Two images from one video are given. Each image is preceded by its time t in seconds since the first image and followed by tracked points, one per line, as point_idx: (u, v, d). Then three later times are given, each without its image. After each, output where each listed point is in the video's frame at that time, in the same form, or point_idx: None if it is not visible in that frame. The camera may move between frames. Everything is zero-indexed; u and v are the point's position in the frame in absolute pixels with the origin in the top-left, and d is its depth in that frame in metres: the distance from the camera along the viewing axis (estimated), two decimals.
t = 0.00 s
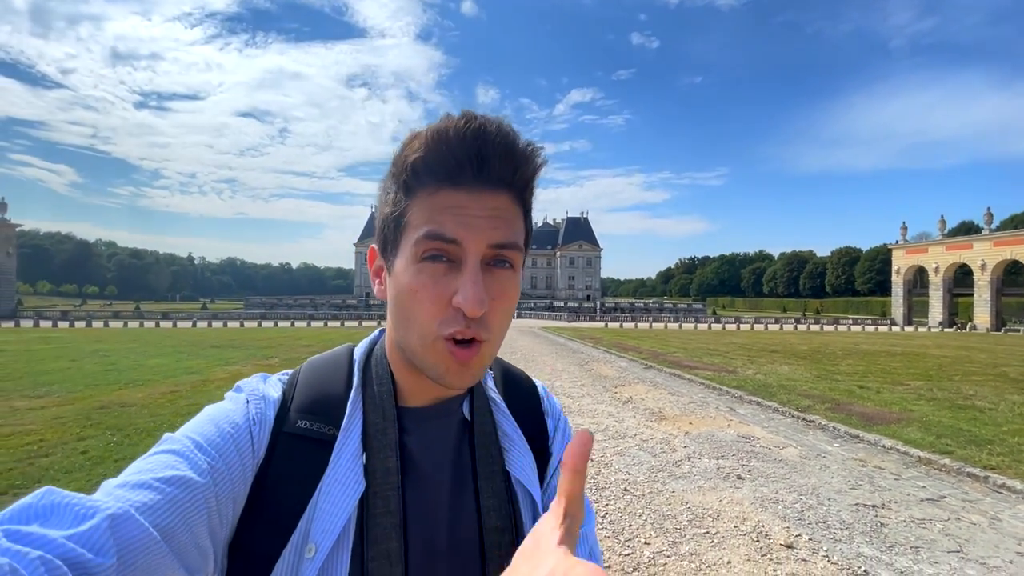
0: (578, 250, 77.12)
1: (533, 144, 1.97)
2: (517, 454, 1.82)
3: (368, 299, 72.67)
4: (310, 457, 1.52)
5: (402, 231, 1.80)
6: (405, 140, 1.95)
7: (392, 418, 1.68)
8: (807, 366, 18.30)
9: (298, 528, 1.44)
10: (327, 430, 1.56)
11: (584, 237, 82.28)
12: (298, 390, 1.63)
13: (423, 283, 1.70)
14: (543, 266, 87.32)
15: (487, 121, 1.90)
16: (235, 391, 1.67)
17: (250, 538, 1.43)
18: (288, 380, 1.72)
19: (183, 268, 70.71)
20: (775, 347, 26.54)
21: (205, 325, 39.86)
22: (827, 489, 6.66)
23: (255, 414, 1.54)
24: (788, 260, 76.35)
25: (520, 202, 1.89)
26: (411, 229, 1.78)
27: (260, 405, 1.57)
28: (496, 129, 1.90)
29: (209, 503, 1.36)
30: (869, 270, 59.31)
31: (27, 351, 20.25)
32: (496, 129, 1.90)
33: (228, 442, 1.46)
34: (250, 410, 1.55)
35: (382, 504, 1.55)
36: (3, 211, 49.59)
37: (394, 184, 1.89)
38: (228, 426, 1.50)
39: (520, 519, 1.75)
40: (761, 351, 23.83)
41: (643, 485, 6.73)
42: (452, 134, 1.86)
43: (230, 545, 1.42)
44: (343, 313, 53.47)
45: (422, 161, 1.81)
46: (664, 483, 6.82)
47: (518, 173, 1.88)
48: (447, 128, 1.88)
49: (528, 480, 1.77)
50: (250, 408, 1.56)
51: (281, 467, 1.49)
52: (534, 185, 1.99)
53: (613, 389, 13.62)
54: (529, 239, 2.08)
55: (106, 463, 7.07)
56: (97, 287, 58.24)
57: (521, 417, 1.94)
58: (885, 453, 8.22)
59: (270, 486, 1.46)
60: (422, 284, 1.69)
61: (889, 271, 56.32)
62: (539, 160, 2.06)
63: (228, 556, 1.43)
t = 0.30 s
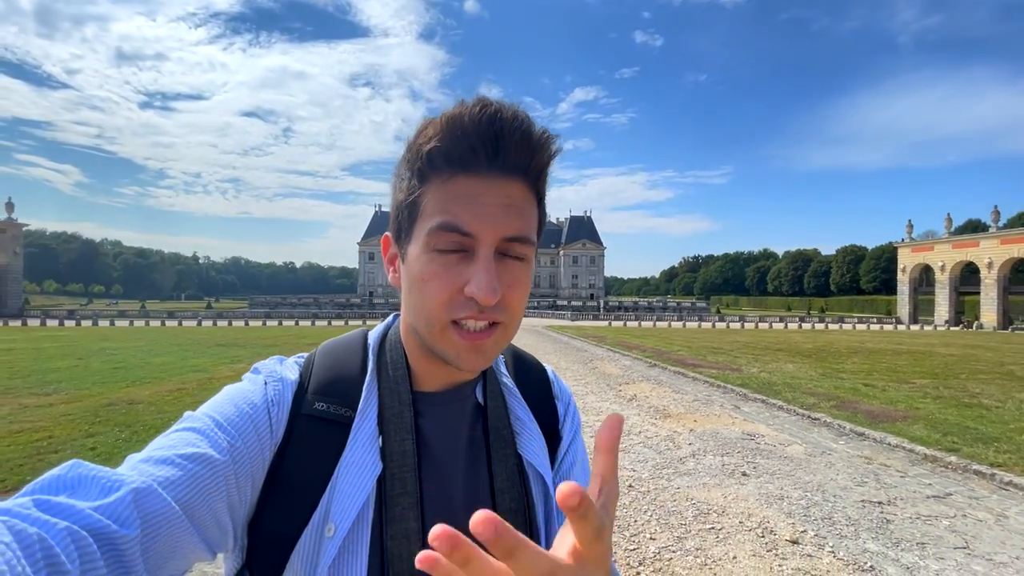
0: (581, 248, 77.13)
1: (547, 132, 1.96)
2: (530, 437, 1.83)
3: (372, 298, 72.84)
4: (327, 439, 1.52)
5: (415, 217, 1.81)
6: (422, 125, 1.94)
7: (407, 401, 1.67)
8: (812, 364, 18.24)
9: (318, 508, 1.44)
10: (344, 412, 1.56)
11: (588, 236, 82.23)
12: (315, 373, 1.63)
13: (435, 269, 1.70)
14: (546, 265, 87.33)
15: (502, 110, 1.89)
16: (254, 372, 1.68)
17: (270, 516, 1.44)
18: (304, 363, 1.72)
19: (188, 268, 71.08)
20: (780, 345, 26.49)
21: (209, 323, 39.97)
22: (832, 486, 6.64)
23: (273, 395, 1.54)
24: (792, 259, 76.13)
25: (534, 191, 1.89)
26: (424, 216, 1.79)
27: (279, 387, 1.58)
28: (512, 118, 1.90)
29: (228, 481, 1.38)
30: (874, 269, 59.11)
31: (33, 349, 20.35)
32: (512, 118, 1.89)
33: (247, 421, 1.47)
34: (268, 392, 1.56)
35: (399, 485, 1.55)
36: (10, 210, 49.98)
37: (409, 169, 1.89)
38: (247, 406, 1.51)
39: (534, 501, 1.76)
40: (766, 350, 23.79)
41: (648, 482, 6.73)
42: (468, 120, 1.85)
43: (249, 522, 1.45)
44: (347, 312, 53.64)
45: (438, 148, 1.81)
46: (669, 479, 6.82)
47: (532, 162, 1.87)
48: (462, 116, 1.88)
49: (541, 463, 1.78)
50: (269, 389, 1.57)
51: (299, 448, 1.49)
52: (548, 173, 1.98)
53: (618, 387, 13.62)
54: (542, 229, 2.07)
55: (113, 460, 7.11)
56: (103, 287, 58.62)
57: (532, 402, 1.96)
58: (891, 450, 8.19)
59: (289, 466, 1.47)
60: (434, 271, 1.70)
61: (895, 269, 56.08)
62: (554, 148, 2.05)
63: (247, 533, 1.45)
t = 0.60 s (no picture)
0: (585, 249, 77.05)
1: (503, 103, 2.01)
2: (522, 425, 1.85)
3: (376, 299, 73.00)
4: (322, 432, 1.53)
5: (389, 200, 1.84)
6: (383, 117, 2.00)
7: (401, 392, 1.68)
8: (817, 365, 18.17)
9: (316, 499, 1.45)
10: (338, 404, 1.57)
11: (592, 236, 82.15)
12: (307, 368, 1.64)
13: (412, 243, 1.73)
14: (550, 266, 87.25)
15: (455, 87, 1.96)
16: (247, 369, 1.69)
17: (264, 510, 1.44)
18: (297, 359, 1.72)
19: (193, 269, 71.38)
20: (785, 345, 26.38)
21: (215, 324, 40.18)
22: (837, 486, 6.61)
23: (267, 390, 1.55)
24: (798, 259, 75.85)
25: (498, 158, 1.92)
26: (397, 197, 1.82)
27: (272, 382, 1.58)
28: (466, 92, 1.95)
29: (223, 477, 1.39)
30: (880, 269, 58.83)
31: (42, 350, 20.51)
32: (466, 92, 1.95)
33: (241, 417, 1.48)
34: (263, 388, 1.57)
35: (395, 474, 1.56)
36: (18, 212, 50.34)
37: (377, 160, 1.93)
38: (241, 402, 1.52)
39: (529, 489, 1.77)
40: (771, 350, 23.69)
41: (651, 482, 6.72)
42: (423, 102, 1.91)
43: (245, 519, 1.44)
44: (351, 313, 53.74)
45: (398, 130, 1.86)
46: (673, 479, 6.80)
47: (492, 129, 1.91)
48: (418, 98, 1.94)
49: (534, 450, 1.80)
50: (262, 385, 1.57)
51: (293, 442, 1.50)
52: (510, 142, 2.01)
53: (621, 388, 13.60)
54: (516, 199, 2.08)
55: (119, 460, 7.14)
56: (110, 288, 58.99)
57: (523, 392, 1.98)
58: (896, 451, 8.15)
59: (283, 460, 1.47)
60: (412, 244, 1.73)
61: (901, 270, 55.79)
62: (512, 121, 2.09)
63: (242, 529, 1.45)
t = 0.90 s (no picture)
0: (589, 250, 76.98)
1: (499, 106, 2.00)
2: (514, 418, 1.85)
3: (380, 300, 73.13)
4: (312, 425, 1.53)
5: (381, 204, 1.81)
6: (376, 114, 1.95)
7: (392, 386, 1.68)
8: (821, 366, 18.10)
9: (307, 491, 1.45)
10: (327, 398, 1.58)
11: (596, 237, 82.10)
12: (297, 362, 1.64)
13: (405, 251, 1.71)
14: (554, 267, 87.19)
15: (452, 87, 1.92)
16: (236, 363, 1.69)
17: (254, 504, 1.44)
18: (286, 353, 1.72)
19: (198, 271, 71.67)
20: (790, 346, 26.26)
21: (219, 326, 40.33)
22: (841, 486, 6.57)
23: (256, 385, 1.56)
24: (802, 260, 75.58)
25: (493, 163, 1.91)
26: (390, 200, 1.79)
27: (260, 377, 1.59)
28: (463, 95, 1.93)
29: (211, 471, 1.39)
30: (885, 269, 58.57)
31: (48, 351, 20.63)
32: (463, 95, 1.92)
33: (229, 411, 1.49)
34: (252, 382, 1.57)
35: (387, 467, 1.56)
36: (24, 214, 50.69)
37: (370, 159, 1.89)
38: (229, 396, 1.52)
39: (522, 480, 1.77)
40: (774, 351, 23.64)
41: (654, 482, 6.70)
42: (419, 104, 1.87)
43: (235, 513, 1.45)
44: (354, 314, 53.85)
45: (393, 132, 1.82)
46: (676, 480, 6.78)
47: (488, 133, 1.90)
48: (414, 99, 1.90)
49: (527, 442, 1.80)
50: (251, 380, 1.58)
51: (283, 436, 1.50)
52: (504, 145, 2.00)
53: (625, 388, 13.57)
54: (509, 201, 2.08)
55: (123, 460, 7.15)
56: (115, 289, 59.30)
57: (513, 385, 1.98)
58: (901, 451, 8.10)
59: (273, 454, 1.48)
60: (405, 253, 1.71)
61: (906, 270, 55.51)
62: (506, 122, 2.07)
63: (232, 522, 1.46)
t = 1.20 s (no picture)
0: (592, 250, 76.95)
1: (521, 125, 1.99)
2: (519, 423, 1.85)
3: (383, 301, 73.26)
4: (319, 432, 1.53)
5: (396, 216, 1.79)
6: (398, 123, 1.94)
7: (399, 393, 1.69)
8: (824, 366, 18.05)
9: (315, 499, 1.45)
10: (335, 404, 1.57)
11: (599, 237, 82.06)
12: (303, 368, 1.64)
13: (419, 269, 1.70)
14: (556, 267, 87.19)
15: (477, 105, 1.91)
16: (242, 368, 1.69)
17: (260, 511, 1.44)
18: (292, 358, 1.72)
19: (202, 273, 71.91)
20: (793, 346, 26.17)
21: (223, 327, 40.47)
22: (845, 488, 6.55)
23: (262, 391, 1.56)
24: (806, 260, 75.39)
25: (512, 184, 1.90)
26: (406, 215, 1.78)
27: (267, 383, 1.58)
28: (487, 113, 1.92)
29: (217, 478, 1.39)
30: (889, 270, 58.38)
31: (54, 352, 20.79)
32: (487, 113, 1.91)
33: (236, 418, 1.49)
34: (258, 389, 1.57)
35: (394, 475, 1.56)
36: (28, 216, 51.02)
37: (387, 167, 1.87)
38: (235, 402, 1.52)
39: (528, 486, 1.77)
40: (778, 351, 23.58)
41: (657, 483, 6.69)
42: (444, 119, 1.87)
43: (241, 520, 1.45)
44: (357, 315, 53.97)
45: (415, 146, 1.80)
46: (679, 481, 6.77)
47: (509, 153, 1.89)
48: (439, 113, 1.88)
49: (533, 448, 1.81)
50: (257, 387, 1.57)
51: (289, 442, 1.50)
52: (524, 164, 1.99)
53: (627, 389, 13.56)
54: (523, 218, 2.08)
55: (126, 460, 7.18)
56: (120, 290, 59.57)
57: (518, 390, 1.98)
58: (905, 453, 8.06)
59: (280, 460, 1.48)
60: (419, 269, 1.70)
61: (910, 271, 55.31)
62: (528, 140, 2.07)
63: (237, 529, 1.46)
